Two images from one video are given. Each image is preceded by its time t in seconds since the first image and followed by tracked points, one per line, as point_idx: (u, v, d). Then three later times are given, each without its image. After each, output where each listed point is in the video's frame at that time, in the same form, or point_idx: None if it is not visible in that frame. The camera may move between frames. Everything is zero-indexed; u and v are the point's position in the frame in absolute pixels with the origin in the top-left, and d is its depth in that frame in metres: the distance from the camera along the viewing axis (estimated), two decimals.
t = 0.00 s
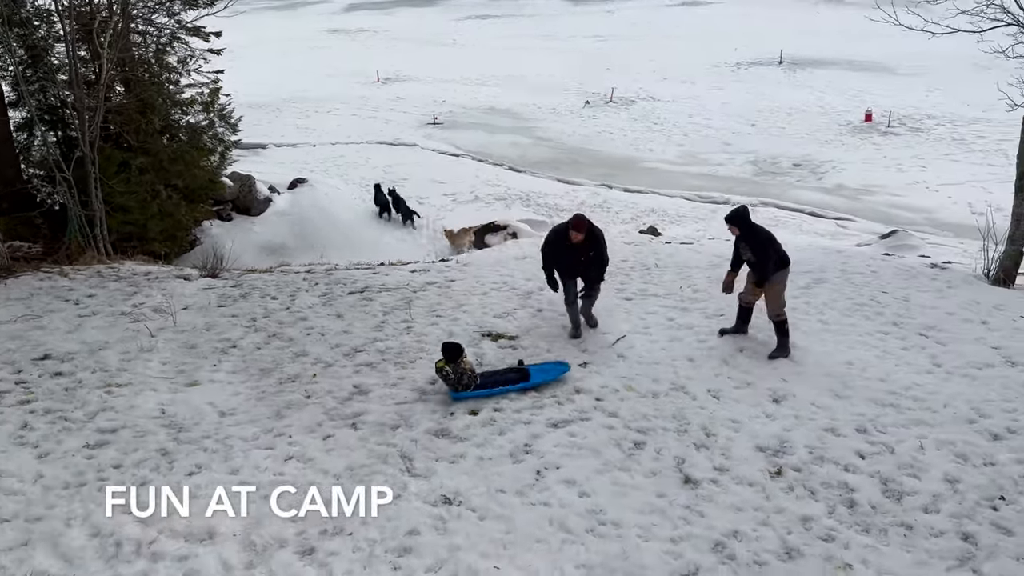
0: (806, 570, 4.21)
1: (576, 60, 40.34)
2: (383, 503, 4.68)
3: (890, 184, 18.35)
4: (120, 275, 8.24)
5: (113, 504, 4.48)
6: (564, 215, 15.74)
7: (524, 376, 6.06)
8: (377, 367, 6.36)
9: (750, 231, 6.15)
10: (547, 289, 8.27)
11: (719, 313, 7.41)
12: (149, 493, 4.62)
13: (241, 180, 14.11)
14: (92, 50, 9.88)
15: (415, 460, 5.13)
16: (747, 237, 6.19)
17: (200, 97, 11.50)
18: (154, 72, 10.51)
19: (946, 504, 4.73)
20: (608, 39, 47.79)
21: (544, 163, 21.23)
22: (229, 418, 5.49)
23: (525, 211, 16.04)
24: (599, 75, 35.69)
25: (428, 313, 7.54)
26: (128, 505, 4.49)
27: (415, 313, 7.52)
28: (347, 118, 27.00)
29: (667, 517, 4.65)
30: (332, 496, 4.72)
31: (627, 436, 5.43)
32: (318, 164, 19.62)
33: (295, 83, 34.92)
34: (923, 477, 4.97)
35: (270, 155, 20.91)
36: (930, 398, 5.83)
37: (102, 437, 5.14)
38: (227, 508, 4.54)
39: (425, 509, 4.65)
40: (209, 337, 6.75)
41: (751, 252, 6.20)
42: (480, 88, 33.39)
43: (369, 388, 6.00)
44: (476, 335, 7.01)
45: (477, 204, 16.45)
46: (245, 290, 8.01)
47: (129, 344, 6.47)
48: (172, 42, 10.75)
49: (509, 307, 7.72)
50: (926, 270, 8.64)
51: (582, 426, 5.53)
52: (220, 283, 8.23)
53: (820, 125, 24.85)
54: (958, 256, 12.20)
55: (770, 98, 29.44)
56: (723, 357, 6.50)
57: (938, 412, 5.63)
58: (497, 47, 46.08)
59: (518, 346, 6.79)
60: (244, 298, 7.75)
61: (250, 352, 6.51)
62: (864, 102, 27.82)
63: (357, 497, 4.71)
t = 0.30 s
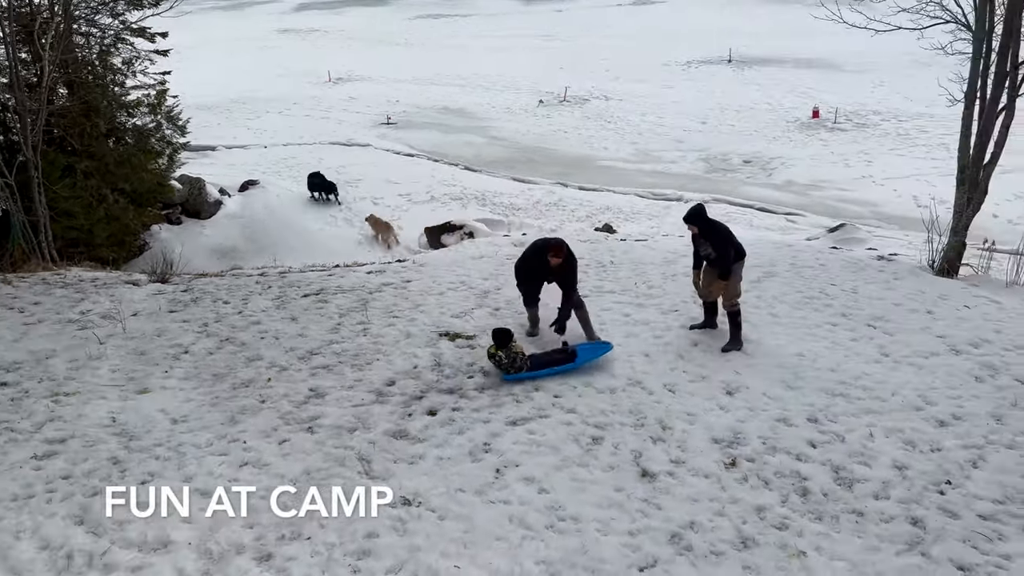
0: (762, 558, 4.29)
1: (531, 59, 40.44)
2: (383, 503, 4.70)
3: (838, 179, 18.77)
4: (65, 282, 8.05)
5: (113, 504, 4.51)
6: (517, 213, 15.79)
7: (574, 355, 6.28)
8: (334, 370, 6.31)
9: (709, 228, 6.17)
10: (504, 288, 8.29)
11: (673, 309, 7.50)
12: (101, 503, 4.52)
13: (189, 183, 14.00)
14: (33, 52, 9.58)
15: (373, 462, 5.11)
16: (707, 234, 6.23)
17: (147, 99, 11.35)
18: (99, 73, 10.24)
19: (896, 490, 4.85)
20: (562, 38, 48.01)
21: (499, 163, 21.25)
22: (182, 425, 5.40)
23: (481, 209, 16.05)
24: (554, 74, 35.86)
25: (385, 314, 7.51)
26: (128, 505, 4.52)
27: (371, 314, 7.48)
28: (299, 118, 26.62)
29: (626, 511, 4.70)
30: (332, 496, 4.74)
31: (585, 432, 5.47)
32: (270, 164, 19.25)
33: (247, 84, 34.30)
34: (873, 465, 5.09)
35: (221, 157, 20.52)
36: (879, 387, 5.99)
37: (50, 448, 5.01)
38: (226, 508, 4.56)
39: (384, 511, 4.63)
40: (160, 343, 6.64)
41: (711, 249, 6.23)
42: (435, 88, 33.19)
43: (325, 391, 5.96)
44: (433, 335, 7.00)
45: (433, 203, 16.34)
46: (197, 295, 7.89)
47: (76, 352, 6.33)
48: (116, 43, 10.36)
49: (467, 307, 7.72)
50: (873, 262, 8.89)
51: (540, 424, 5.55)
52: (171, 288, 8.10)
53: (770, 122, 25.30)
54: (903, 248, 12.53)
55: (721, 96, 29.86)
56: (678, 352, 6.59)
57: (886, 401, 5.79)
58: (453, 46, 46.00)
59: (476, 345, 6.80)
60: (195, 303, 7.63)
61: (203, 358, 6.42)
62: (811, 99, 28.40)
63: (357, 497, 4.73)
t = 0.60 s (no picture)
0: (726, 551, 4.35)
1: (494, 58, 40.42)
2: (383, 503, 4.72)
3: (796, 176, 19.05)
4: (18, 288, 7.86)
5: (113, 504, 4.55)
6: (480, 213, 15.80)
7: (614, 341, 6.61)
8: (296, 373, 6.26)
9: (678, 213, 6.47)
10: (469, 288, 8.29)
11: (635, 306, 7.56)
12: (58, 513, 4.43)
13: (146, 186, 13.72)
14: None
15: (338, 465, 5.08)
16: (676, 220, 6.50)
17: (101, 101, 11.04)
18: (50, 74, 9.93)
19: (855, 480, 4.95)
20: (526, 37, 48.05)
21: (463, 162, 21.23)
22: (142, 432, 5.33)
23: (444, 209, 16.02)
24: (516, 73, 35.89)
25: (348, 315, 7.48)
26: (128, 505, 4.56)
27: (335, 316, 7.44)
28: (258, 119, 26.29)
29: (592, 507, 4.73)
30: (332, 496, 4.75)
31: (550, 429, 5.50)
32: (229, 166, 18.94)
33: (205, 85, 33.73)
34: (833, 455, 5.19)
35: (180, 158, 20.15)
36: (837, 379, 6.11)
37: (4, 458, 4.89)
38: (226, 508, 4.59)
39: (350, 513, 4.61)
40: (118, 349, 6.53)
41: (680, 233, 6.53)
42: (397, 88, 32.99)
43: (288, 395, 5.91)
44: (398, 336, 6.98)
45: (396, 204, 16.27)
46: (155, 299, 7.77)
47: (30, 359, 6.21)
48: (68, 44, 10.19)
49: (431, 307, 7.72)
50: (830, 257, 9.06)
51: (506, 422, 5.57)
52: (128, 293, 7.96)
53: (730, 120, 25.62)
54: (859, 242, 12.77)
55: (682, 95, 30.10)
56: (641, 348, 6.64)
57: (845, 392, 5.91)
58: (417, 46, 45.80)
59: (440, 345, 6.80)
60: (154, 307, 7.52)
61: (163, 363, 6.34)
62: (770, 97, 28.83)
63: (357, 497, 4.75)
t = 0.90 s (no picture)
0: (699, 547, 4.38)
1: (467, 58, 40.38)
2: (383, 503, 4.72)
3: (765, 175, 19.23)
4: None
5: (113, 504, 4.57)
6: (453, 213, 15.80)
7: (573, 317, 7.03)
8: (268, 376, 6.22)
9: (656, 213, 6.54)
10: (442, 288, 8.28)
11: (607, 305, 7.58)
12: (24, 522, 4.35)
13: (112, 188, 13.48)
14: None
15: (311, 468, 5.06)
16: (653, 220, 6.57)
17: (66, 103, 10.90)
18: (13, 75, 9.61)
19: (825, 474, 5.01)
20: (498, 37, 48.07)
21: (436, 163, 21.20)
22: (110, 437, 5.26)
23: (417, 209, 16.00)
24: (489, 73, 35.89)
25: (321, 318, 7.43)
26: (127, 505, 4.58)
27: (307, 318, 7.40)
28: (228, 120, 26.02)
29: (566, 505, 4.74)
30: (332, 496, 4.76)
31: (524, 428, 5.51)
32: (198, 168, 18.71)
33: (173, 86, 33.28)
34: (804, 451, 5.25)
35: (148, 159, 19.85)
36: (807, 375, 6.18)
37: None
38: (226, 508, 4.61)
39: (324, 517, 4.59)
40: (86, 354, 6.44)
41: (659, 232, 6.62)
42: (369, 88, 32.84)
43: (260, 398, 5.87)
44: (371, 338, 6.95)
45: (369, 204, 16.21)
46: (124, 303, 7.67)
47: None
48: (32, 45, 10.09)
49: (404, 308, 7.69)
50: (800, 255, 9.17)
51: (480, 423, 5.57)
52: (96, 297, 7.85)
53: (700, 119, 25.82)
54: (827, 240, 12.91)
55: (653, 94, 30.27)
56: (615, 347, 6.67)
57: (814, 388, 5.98)
58: (390, 45, 45.63)
59: (414, 347, 6.78)
60: (122, 311, 7.42)
61: (131, 368, 6.26)
62: (739, 96, 29.13)
63: (357, 497, 4.76)
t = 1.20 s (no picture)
0: (685, 550, 4.39)
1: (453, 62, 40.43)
2: (383, 503, 4.76)
3: (750, 179, 19.32)
4: None
5: (113, 504, 4.61)
6: (439, 216, 15.79)
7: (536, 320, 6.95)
8: (253, 381, 6.18)
9: (646, 220, 6.62)
10: (428, 292, 8.27)
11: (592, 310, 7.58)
12: (5, 530, 4.31)
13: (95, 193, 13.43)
14: None
15: (296, 474, 5.03)
16: (645, 227, 6.62)
17: (49, 107, 10.85)
18: None
19: (811, 477, 5.03)
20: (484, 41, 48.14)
21: (422, 167, 21.20)
22: (94, 444, 5.22)
23: (404, 213, 15.99)
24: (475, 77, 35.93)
25: (306, 322, 7.41)
26: (127, 505, 4.62)
27: (292, 323, 7.37)
28: (212, 125, 25.89)
29: (553, 510, 4.74)
30: (332, 496, 4.81)
31: (511, 433, 5.50)
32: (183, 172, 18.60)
33: (157, 90, 33.09)
34: (789, 453, 5.27)
35: (131, 164, 19.71)
36: (792, 377, 6.21)
37: None
38: (226, 508, 4.65)
39: (310, 523, 4.56)
40: (69, 360, 6.38)
41: (649, 238, 6.67)
42: (355, 92, 32.80)
43: (244, 404, 5.84)
44: (357, 343, 6.93)
45: (355, 208, 16.18)
46: (107, 309, 7.61)
47: None
48: (15, 48, 10.02)
49: (390, 313, 7.68)
50: (784, 258, 9.22)
51: (467, 427, 5.56)
52: (79, 302, 7.79)
53: (685, 123, 25.94)
54: (812, 243, 12.97)
55: (639, 99, 30.39)
56: (601, 351, 6.67)
57: (799, 391, 6.01)
58: (376, 49, 45.62)
59: (400, 352, 6.76)
60: (106, 317, 7.37)
61: (115, 374, 6.21)
62: (724, 100, 29.30)
63: (356, 496, 4.80)
